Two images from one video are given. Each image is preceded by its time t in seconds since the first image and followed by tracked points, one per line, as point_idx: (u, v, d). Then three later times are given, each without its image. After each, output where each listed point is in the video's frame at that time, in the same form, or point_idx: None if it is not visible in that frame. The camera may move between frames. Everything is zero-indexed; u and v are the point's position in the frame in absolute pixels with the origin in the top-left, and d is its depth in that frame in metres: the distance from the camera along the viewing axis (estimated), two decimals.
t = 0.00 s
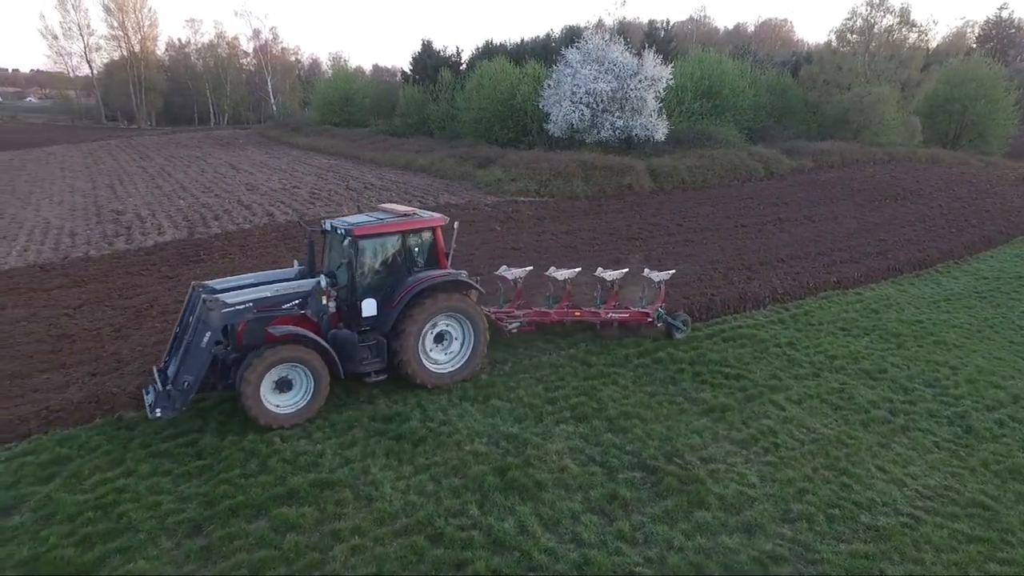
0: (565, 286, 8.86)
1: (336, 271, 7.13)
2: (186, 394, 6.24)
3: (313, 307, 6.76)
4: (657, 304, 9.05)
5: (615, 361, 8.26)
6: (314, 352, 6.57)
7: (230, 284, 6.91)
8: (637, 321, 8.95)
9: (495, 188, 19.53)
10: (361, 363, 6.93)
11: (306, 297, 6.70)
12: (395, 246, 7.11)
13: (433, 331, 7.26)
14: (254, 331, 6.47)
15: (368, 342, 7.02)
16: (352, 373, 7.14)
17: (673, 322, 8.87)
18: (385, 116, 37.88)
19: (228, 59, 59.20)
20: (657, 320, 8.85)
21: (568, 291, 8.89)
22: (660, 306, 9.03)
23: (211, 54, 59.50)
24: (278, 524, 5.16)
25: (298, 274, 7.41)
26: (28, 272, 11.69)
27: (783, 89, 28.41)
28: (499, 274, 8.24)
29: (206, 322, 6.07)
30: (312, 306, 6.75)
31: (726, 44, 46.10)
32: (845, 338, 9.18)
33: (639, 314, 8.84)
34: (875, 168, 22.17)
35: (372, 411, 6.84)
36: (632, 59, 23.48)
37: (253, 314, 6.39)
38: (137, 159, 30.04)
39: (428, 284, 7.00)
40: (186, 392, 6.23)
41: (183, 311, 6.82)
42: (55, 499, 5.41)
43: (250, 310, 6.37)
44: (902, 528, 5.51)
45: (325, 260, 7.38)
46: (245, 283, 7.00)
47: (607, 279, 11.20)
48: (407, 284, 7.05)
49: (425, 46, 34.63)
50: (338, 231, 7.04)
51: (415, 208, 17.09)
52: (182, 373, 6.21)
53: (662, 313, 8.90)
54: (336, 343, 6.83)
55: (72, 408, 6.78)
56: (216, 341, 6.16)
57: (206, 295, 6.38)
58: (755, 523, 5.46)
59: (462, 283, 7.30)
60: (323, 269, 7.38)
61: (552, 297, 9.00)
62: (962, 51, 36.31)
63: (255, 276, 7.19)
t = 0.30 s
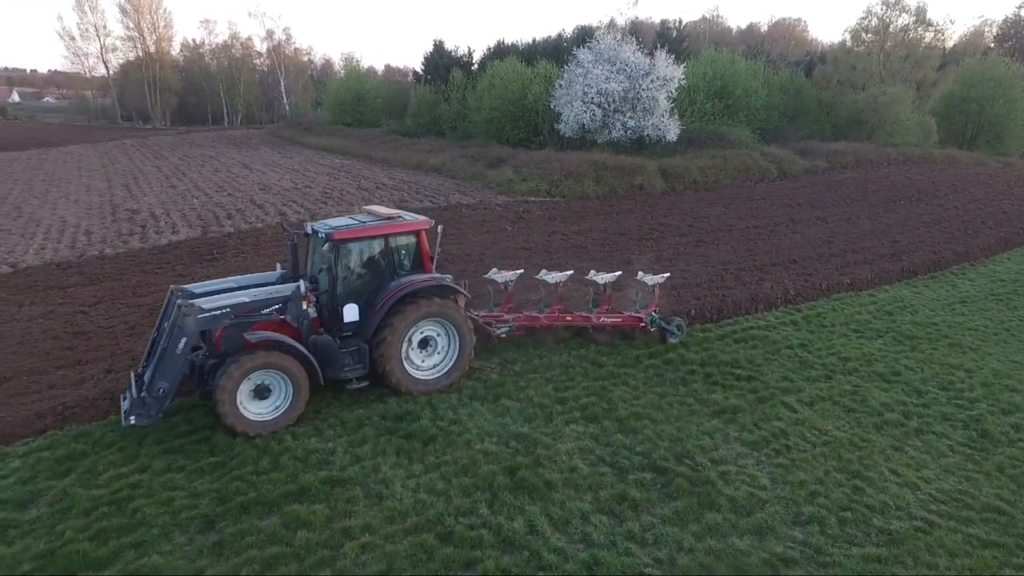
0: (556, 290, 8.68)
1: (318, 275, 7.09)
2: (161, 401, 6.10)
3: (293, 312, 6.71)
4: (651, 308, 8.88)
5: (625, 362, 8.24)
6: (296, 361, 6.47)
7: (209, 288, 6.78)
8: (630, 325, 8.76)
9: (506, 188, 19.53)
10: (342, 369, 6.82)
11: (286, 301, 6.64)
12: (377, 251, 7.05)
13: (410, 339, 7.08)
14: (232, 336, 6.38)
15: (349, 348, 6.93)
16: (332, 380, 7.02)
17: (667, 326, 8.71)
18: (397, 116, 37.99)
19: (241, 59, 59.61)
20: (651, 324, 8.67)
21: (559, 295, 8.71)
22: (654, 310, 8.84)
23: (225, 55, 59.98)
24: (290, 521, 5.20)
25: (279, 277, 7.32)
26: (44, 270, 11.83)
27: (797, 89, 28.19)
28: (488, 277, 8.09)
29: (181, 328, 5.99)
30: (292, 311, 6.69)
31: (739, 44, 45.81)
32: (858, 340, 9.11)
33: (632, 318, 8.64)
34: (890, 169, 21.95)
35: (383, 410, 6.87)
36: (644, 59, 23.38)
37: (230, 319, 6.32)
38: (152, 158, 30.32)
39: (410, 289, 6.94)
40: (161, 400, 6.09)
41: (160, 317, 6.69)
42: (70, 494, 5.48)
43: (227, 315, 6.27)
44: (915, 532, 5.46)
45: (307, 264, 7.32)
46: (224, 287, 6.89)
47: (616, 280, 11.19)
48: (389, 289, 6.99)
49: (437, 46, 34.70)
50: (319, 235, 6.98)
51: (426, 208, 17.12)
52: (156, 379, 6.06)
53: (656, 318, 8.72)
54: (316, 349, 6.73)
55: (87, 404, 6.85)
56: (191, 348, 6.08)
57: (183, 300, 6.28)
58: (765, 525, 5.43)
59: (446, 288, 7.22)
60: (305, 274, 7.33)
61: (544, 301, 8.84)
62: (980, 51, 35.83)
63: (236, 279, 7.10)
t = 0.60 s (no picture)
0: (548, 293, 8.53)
1: (300, 279, 7.01)
2: (135, 406, 6.01)
3: (272, 315, 6.61)
4: (644, 311, 8.72)
5: (636, 363, 8.22)
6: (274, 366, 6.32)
7: (189, 291, 6.72)
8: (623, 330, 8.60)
9: (517, 188, 19.54)
10: (322, 374, 6.73)
11: (265, 306, 6.54)
12: (359, 253, 6.95)
13: (388, 349, 6.93)
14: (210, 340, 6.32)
15: (330, 353, 6.85)
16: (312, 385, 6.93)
17: (661, 331, 8.56)
18: (409, 116, 38.13)
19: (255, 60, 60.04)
20: (643, 330, 8.50)
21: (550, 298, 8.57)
22: (648, 315, 8.67)
23: (239, 55, 60.54)
24: (301, 518, 5.23)
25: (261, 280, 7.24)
26: (62, 268, 11.99)
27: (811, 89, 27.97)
28: (477, 280, 7.99)
29: (156, 333, 5.93)
30: (271, 314, 6.60)
31: (753, 45, 45.50)
32: (872, 342, 9.02)
33: (625, 323, 8.48)
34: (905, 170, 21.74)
35: (394, 408, 6.90)
36: (656, 59, 23.28)
37: (207, 324, 6.25)
38: (167, 158, 30.63)
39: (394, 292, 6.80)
40: (136, 405, 6.01)
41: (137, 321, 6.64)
42: (86, 488, 5.55)
43: (204, 319, 6.21)
44: (930, 537, 5.40)
45: (291, 267, 7.26)
46: (205, 290, 6.83)
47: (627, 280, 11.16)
48: (371, 292, 6.88)
49: (450, 47, 34.80)
50: (300, 238, 6.91)
51: (438, 208, 17.17)
52: (131, 384, 5.98)
53: (650, 322, 8.56)
54: (296, 354, 6.64)
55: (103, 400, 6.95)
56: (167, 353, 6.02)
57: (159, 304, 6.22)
58: (777, 528, 5.40)
59: (430, 291, 7.09)
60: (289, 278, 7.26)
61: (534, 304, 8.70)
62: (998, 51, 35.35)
63: (218, 283, 7.04)
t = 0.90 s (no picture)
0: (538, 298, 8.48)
1: (278, 283, 6.86)
2: (107, 415, 5.87)
3: (249, 321, 6.42)
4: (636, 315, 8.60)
5: (648, 364, 8.21)
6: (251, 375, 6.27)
7: (165, 297, 6.58)
8: (613, 334, 8.53)
9: (529, 188, 19.55)
10: (300, 380, 6.59)
11: (241, 311, 6.38)
12: (337, 257, 6.83)
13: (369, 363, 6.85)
14: (186, 345, 6.19)
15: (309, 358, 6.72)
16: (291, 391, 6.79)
17: (653, 335, 8.42)
18: (421, 116, 38.24)
19: (269, 60, 60.48)
20: (633, 334, 8.40)
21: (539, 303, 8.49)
22: (638, 319, 8.58)
23: (253, 56, 61.02)
24: (314, 515, 5.26)
25: (239, 286, 7.10)
26: (79, 266, 12.12)
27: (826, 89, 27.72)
28: (464, 284, 7.92)
29: (128, 338, 5.75)
30: (248, 319, 6.41)
31: (766, 45, 45.20)
32: (887, 345, 8.94)
33: (615, 327, 8.42)
34: (922, 171, 21.49)
35: (406, 407, 6.94)
36: (669, 59, 23.18)
37: (181, 329, 6.09)
38: (181, 158, 30.93)
39: (374, 296, 6.66)
40: (108, 412, 5.87)
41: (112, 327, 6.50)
42: (102, 484, 5.62)
43: (178, 325, 6.04)
44: (945, 541, 5.34)
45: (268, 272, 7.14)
46: (182, 296, 6.69)
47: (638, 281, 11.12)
48: (351, 296, 6.75)
49: (462, 47, 34.85)
50: (277, 242, 6.80)
51: (449, 208, 17.21)
52: (103, 392, 5.84)
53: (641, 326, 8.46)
54: (273, 360, 6.50)
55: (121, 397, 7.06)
56: (140, 359, 5.85)
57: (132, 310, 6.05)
58: (790, 531, 5.36)
59: (411, 295, 6.98)
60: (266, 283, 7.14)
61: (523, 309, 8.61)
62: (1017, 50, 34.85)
63: (196, 288, 6.90)
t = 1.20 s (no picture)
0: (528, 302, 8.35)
1: (256, 288, 6.76)
2: (79, 422, 5.98)
3: (224, 327, 6.32)
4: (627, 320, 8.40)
5: (659, 364, 8.19)
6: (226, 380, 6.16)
7: (141, 301, 6.56)
8: (603, 340, 8.29)
9: (540, 188, 19.54)
10: (277, 387, 6.46)
11: (215, 316, 6.29)
12: (315, 261, 6.70)
13: (352, 375, 6.77)
14: (159, 351, 6.10)
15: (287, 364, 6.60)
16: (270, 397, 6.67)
17: (644, 341, 8.24)
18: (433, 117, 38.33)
19: (281, 60, 60.88)
20: (623, 339, 8.20)
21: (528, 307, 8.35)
22: (630, 324, 8.38)
23: (266, 56, 61.45)
24: (326, 512, 5.29)
25: (217, 290, 7.03)
26: (94, 265, 12.24)
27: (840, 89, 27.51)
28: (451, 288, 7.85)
29: (99, 346, 5.79)
30: (223, 325, 6.32)
31: (779, 45, 44.93)
32: (901, 347, 8.86)
33: (605, 332, 8.17)
34: (937, 172, 21.26)
35: (417, 406, 6.97)
36: (681, 59, 23.12)
37: (155, 335, 6.06)
38: (195, 157, 31.19)
39: (352, 301, 6.53)
40: (79, 420, 5.97)
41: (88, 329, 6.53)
42: (118, 479, 5.68)
43: (150, 331, 6.02)
44: (961, 546, 5.29)
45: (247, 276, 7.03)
46: (161, 300, 6.66)
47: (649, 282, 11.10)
48: (329, 300, 6.64)
49: (473, 48, 34.88)
50: (254, 245, 6.67)
51: (461, 207, 17.24)
52: (74, 400, 5.93)
53: (632, 331, 8.26)
54: (250, 366, 6.38)
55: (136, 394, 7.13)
56: (111, 366, 5.88)
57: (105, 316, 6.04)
58: (802, 533, 5.33)
59: (391, 299, 6.84)
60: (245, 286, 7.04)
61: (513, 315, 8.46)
62: None
63: (175, 292, 6.85)
